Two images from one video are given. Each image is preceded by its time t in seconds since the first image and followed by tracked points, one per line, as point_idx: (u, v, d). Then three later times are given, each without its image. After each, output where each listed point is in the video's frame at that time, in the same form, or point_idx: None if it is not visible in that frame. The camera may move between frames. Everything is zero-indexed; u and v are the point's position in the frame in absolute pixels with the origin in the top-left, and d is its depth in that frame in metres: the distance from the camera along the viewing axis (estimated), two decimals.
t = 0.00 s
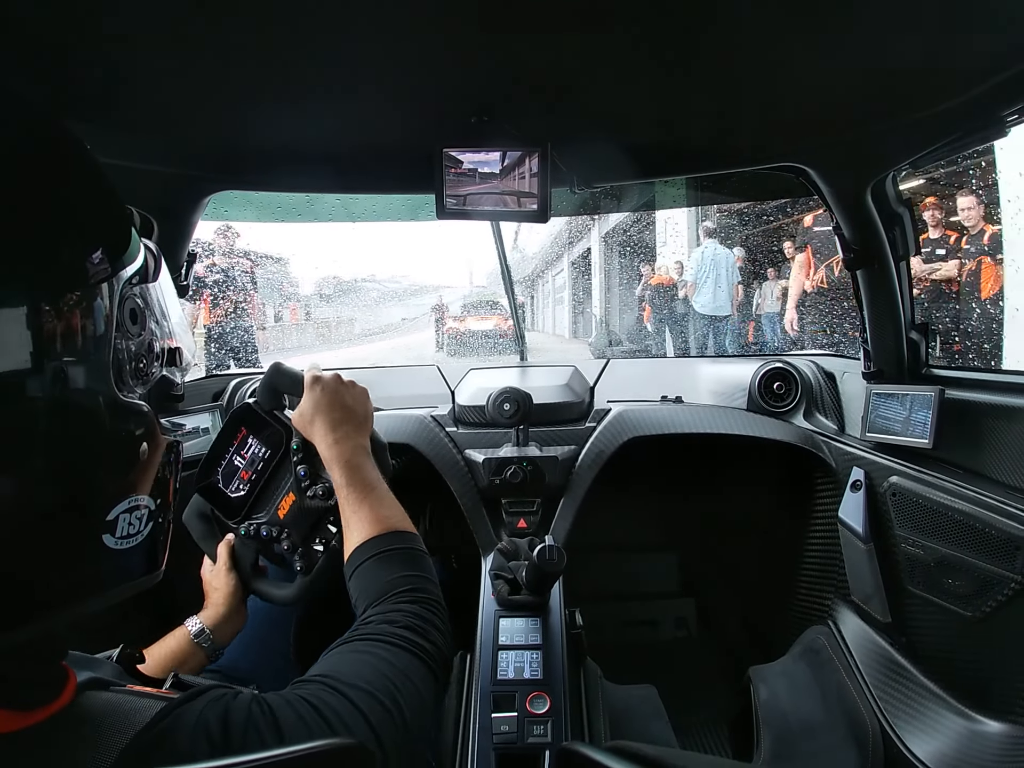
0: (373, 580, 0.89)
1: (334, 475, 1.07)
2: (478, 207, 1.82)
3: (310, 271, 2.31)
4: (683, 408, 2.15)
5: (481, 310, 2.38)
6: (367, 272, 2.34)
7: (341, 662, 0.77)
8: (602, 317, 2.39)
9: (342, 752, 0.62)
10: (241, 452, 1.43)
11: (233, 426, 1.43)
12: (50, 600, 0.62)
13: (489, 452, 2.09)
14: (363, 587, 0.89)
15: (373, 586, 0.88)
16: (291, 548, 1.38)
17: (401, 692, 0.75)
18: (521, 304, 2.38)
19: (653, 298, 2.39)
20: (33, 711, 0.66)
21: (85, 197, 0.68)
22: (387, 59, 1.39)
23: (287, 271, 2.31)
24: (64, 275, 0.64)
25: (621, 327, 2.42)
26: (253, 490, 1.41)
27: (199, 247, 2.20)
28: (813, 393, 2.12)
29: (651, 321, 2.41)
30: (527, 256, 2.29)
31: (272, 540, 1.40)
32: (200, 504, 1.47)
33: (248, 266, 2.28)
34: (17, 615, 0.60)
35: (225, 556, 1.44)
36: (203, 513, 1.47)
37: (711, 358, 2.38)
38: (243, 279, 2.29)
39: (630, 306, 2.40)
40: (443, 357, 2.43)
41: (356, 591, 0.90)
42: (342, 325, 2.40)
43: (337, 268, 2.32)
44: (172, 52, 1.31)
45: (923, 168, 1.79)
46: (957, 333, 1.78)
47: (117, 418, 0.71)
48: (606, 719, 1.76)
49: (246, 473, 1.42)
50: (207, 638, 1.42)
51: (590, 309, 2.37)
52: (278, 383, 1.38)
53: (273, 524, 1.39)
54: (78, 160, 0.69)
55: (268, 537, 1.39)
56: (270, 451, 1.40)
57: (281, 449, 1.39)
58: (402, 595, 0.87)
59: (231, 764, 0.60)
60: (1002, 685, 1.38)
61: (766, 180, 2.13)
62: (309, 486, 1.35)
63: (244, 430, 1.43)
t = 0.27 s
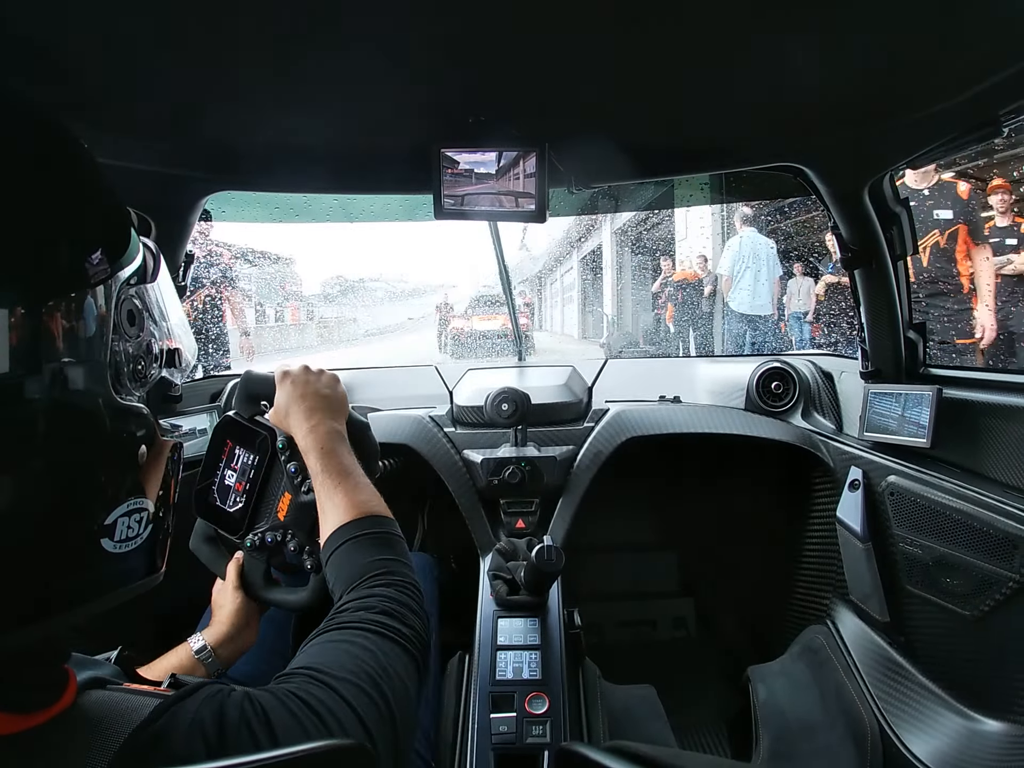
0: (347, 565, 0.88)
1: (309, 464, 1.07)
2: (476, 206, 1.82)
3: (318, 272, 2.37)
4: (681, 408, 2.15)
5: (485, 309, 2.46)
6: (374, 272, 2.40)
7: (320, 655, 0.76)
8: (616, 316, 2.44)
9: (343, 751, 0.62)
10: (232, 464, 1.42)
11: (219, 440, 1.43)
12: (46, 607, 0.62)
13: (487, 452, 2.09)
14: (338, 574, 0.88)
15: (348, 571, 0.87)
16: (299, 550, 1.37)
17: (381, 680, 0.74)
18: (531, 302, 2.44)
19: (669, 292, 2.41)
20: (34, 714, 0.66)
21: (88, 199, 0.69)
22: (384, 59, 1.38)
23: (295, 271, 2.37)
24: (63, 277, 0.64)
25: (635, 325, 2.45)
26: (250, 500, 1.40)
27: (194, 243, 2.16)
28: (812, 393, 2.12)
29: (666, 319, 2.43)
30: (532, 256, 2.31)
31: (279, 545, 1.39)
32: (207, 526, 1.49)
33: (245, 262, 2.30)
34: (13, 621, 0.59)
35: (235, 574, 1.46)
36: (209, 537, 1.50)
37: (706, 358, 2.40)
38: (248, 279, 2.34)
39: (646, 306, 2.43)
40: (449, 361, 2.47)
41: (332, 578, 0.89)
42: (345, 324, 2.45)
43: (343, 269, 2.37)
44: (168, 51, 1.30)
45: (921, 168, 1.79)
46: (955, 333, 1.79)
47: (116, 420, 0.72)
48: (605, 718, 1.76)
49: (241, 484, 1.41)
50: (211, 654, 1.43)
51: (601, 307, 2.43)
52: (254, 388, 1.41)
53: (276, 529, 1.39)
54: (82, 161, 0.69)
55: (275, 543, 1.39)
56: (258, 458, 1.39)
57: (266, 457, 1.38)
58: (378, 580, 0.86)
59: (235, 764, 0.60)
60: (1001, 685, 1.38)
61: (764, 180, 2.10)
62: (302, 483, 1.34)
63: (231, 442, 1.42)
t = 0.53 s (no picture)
0: (345, 567, 0.88)
1: (308, 466, 1.07)
2: (474, 206, 1.82)
3: (327, 270, 2.42)
4: (682, 409, 2.15)
5: (490, 308, 2.49)
6: (385, 271, 2.46)
7: (318, 655, 0.76)
8: (632, 316, 2.46)
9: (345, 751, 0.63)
10: (230, 464, 1.42)
11: (216, 440, 1.42)
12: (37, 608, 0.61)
13: (486, 452, 2.09)
14: (335, 575, 0.88)
15: (346, 573, 0.88)
16: (297, 550, 1.37)
17: (380, 680, 0.75)
18: (543, 300, 2.46)
19: (690, 286, 2.41)
20: (30, 712, 0.66)
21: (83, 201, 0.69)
22: (383, 58, 1.38)
23: (304, 271, 2.41)
24: (54, 280, 0.65)
25: (650, 325, 2.47)
26: (249, 501, 1.40)
27: (195, 243, 2.21)
28: (811, 393, 2.12)
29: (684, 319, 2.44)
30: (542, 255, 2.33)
31: (278, 547, 1.39)
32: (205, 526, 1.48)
33: (246, 258, 2.32)
34: (4, 622, 0.59)
35: (234, 578, 1.44)
36: (209, 537, 1.49)
37: (707, 358, 2.41)
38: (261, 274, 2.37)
39: (661, 305, 2.45)
40: (453, 361, 2.51)
41: (329, 580, 0.89)
42: (352, 323, 2.50)
43: (353, 267, 2.43)
44: (165, 50, 1.29)
45: (919, 167, 1.79)
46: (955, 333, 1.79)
47: (112, 419, 0.72)
48: (604, 717, 1.77)
49: (240, 484, 1.41)
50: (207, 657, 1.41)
51: (616, 304, 2.45)
52: (252, 389, 1.41)
53: (275, 529, 1.38)
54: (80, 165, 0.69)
55: (274, 544, 1.38)
56: (257, 458, 1.39)
57: (264, 457, 1.38)
58: (376, 583, 0.86)
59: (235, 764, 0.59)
60: (1000, 685, 1.38)
61: (762, 181, 2.09)
62: (301, 482, 1.34)
63: (229, 442, 1.42)
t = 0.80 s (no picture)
0: (351, 577, 0.87)
1: (316, 472, 1.06)
2: (474, 207, 1.83)
3: (335, 269, 2.40)
4: (681, 410, 2.15)
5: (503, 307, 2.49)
6: (392, 271, 2.43)
7: (321, 663, 0.76)
8: (647, 315, 2.46)
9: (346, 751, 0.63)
10: (233, 459, 1.41)
11: (223, 433, 1.42)
12: (32, 608, 0.62)
13: (486, 452, 2.09)
14: (341, 585, 0.88)
15: (351, 584, 0.87)
16: (293, 550, 1.37)
17: (383, 692, 0.74)
18: (558, 301, 2.46)
19: (710, 282, 2.39)
20: (26, 711, 0.67)
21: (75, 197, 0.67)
22: (382, 59, 1.38)
23: (312, 271, 2.40)
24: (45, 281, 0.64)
25: (666, 325, 2.46)
26: (249, 497, 1.40)
27: (194, 243, 2.20)
28: (810, 393, 2.12)
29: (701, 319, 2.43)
30: (552, 252, 2.36)
31: (273, 545, 1.39)
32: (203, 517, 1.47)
33: (243, 260, 2.31)
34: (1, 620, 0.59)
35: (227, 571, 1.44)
36: (203, 526, 1.48)
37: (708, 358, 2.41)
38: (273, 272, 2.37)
39: (679, 302, 2.44)
40: (455, 361, 2.48)
41: (334, 589, 0.89)
42: (359, 323, 2.47)
43: (360, 265, 2.41)
44: (164, 50, 1.29)
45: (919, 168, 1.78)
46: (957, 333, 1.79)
47: (113, 419, 0.72)
48: (603, 717, 1.77)
49: (241, 480, 1.41)
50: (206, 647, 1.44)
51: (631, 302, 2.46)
52: (263, 385, 1.40)
53: (272, 527, 1.39)
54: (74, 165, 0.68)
55: (269, 540, 1.39)
56: (262, 455, 1.39)
57: (271, 453, 1.38)
58: (380, 593, 0.86)
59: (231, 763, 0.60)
60: (999, 685, 1.38)
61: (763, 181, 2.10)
62: (303, 484, 1.36)
63: (233, 437, 1.41)
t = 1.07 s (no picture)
0: (358, 580, 0.88)
1: (322, 474, 1.07)
2: (475, 207, 1.83)
3: (345, 266, 2.42)
4: (682, 409, 2.15)
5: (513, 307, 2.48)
6: (401, 271, 2.46)
7: (328, 667, 0.77)
8: (662, 316, 2.43)
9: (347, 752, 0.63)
10: (235, 456, 1.42)
11: (224, 430, 1.42)
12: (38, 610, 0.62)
13: (487, 452, 2.09)
14: (347, 588, 0.89)
15: (358, 586, 0.88)
16: (292, 550, 1.37)
17: (388, 695, 0.76)
18: (567, 301, 2.46)
19: (726, 280, 2.35)
20: (34, 714, 0.68)
21: (81, 199, 0.69)
22: (384, 58, 1.38)
23: (321, 270, 2.41)
24: (58, 282, 0.65)
25: (681, 326, 2.43)
26: (250, 494, 1.40)
27: (195, 244, 2.17)
28: (811, 392, 2.13)
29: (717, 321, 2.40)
30: (561, 253, 2.34)
31: (271, 545, 1.39)
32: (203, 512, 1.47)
33: (243, 263, 2.31)
34: (4, 622, 0.59)
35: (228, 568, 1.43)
36: (204, 522, 1.48)
37: (711, 356, 2.40)
38: (281, 272, 2.40)
39: (694, 304, 2.39)
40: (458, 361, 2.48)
41: (340, 591, 0.89)
42: (362, 324, 2.52)
43: (371, 266, 2.43)
44: (166, 49, 1.29)
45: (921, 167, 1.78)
46: (957, 331, 1.79)
47: (121, 419, 0.73)
48: (605, 717, 1.77)
49: (243, 477, 1.41)
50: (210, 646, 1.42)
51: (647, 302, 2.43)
52: (268, 384, 1.40)
53: (272, 526, 1.39)
54: (82, 169, 0.70)
55: (268, 540, 1.39)
56: (264, 453, 1.39)
57: (274, 451, 1.38)
58: (387, 596, 0.87)
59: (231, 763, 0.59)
60: (1002, 685, 1.37)
61: (763, 183, 2.09)
62: (305, 484, 1.35)
63: (236, 434, 1.42)
